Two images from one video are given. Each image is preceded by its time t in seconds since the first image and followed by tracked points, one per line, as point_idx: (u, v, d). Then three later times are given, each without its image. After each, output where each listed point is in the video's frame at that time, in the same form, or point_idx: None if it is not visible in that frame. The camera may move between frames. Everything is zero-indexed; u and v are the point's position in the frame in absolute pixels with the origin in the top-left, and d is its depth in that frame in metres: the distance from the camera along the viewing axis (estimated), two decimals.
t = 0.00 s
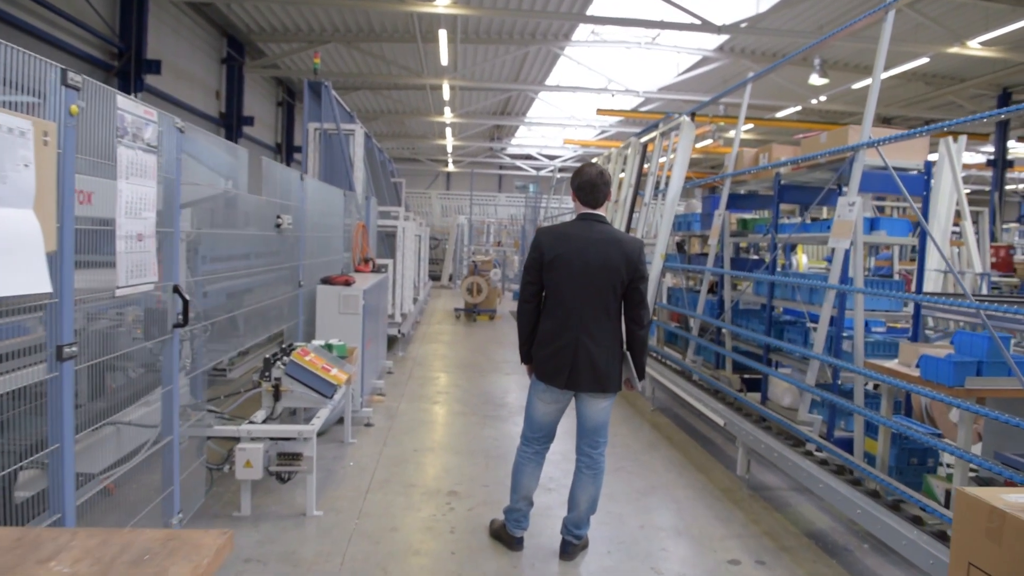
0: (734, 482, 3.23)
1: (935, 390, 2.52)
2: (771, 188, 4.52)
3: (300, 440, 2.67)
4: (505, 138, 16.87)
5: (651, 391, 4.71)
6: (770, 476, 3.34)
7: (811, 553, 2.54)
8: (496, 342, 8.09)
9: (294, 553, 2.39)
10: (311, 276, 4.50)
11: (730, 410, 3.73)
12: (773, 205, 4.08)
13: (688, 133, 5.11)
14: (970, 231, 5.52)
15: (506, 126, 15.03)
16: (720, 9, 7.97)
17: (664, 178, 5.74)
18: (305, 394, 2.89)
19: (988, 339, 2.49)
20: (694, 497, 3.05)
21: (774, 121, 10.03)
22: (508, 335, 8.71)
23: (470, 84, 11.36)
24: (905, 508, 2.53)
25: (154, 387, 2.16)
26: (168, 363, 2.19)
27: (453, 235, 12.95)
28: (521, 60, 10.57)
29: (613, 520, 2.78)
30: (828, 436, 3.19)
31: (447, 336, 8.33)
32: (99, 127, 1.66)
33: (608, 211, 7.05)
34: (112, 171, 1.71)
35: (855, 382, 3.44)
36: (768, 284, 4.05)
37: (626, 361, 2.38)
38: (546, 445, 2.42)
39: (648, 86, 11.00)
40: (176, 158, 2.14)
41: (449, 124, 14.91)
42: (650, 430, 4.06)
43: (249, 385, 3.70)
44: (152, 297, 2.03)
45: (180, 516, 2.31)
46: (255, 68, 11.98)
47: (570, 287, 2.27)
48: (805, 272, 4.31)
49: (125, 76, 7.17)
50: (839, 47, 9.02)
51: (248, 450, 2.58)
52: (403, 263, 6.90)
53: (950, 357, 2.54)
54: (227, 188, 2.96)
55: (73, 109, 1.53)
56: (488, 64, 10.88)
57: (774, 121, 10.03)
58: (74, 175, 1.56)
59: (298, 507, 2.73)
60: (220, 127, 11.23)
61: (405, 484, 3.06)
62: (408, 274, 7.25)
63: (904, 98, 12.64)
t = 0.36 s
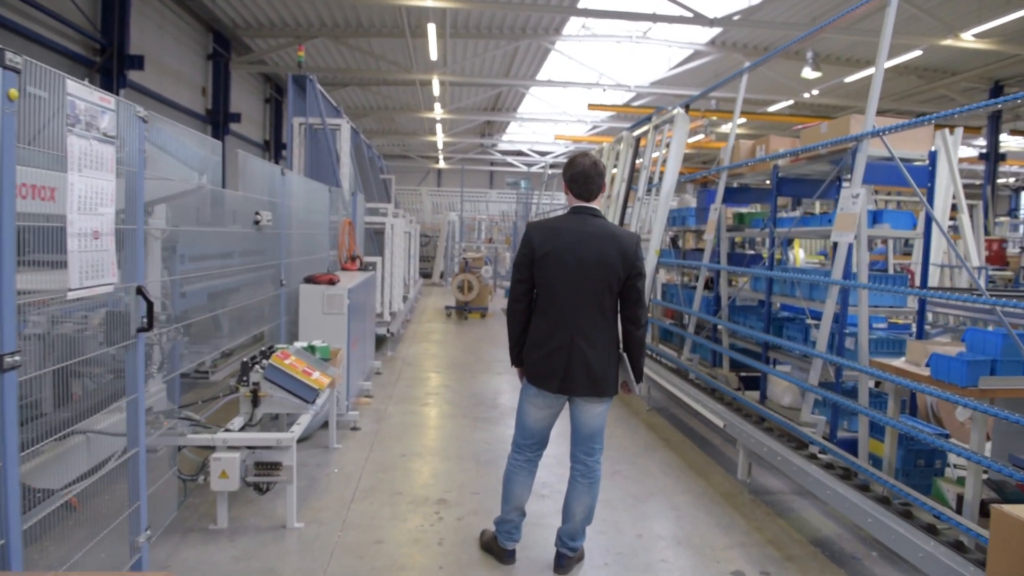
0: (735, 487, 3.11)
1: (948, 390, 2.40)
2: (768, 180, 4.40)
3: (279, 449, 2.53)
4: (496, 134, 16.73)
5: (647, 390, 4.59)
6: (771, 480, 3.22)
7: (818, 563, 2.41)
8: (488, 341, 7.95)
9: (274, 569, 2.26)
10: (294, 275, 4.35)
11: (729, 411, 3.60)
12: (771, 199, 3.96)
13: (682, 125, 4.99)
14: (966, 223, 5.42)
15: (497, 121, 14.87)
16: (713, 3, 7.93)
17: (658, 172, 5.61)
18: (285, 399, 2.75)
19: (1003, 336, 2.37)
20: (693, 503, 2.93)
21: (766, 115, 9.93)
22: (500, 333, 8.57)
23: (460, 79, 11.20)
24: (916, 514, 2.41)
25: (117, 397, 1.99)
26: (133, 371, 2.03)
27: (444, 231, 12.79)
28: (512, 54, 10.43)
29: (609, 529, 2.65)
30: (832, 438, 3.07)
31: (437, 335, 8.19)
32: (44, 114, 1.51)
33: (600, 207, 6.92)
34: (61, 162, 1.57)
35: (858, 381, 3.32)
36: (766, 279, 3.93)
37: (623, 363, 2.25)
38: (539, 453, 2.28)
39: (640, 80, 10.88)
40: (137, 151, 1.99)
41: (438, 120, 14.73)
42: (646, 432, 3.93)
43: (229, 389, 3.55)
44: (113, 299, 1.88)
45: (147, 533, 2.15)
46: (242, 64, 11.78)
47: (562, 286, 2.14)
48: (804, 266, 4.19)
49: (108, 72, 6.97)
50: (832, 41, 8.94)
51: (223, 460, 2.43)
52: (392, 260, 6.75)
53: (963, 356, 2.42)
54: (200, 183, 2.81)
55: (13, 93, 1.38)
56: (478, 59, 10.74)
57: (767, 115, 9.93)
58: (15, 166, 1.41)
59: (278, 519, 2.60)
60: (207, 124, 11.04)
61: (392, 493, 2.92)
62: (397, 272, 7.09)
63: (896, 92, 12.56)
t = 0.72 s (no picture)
0: (738, 498, 2.98)
1: (963, 399, 2.28)
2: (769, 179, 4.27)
3: (259, 462, 2.40)
4: (489, 134, 16.59)
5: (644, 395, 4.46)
6: (775, 490, 3.10)
7: None
8: (481, 344, 7.81)
9: None
10: (280, 277, 4.20)
11: (730, 417, 3.48)
12: (772, 198, 3.83)
13: (679, 123, 4.86)
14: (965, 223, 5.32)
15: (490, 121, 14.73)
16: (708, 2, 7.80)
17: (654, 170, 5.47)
18: (265, 408, 2.61)
19: (1021, 343, 2.25)
20: (695, 515, 2.80)
21: (763, 114, 9.83)
22: (493, 336, 8.42)
23: (453, 78, 11.06)
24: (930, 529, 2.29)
25: (77, 412, 1.85)
26: (95, 382, 1.88)
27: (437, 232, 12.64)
28: (506, 53, 10.30)
29: (608, 545, 2.52)
30: (838, 447, 2.95)
31: (430, 338, 8.05)
32: None
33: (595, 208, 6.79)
34: (10, 156, 1.44)
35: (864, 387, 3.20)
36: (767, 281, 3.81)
37: (622, 372, 2.13)
38: (533, 468, 2.15)
39: (635, 79, 10.76)
40: (100, 145, 1.85)
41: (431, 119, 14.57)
42: (644, 439, 3.80)
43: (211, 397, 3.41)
44: (74, 306, 1.75)
45: (114, 556, 2.02)
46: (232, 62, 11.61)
47: (558, 290, 2.01)
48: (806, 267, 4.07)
49: (94, 70, 6.74)
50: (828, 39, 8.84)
51: (198, 474, 2.30)
52: (383, 262, 6.61)
53: (978, 362, 2.30)
54: (177, 181, 2.67)
55: None
56: (471, 58, 10.61)
57: (763, 114, 9.83)
58: None
59: (258, 535, 2.46)
60: (196, 123, 10.86)
61: (380, 506, 2.79)
62: (389, 273, 6.94)
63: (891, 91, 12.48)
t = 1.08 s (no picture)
0: (743, 517, 2.86)
1: (983, 418, 2.16)
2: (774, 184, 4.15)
3: (239, 477, 2.27)
4: (487, 136, 16.47)
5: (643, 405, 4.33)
6: (781, 508, 2.97)
7: None
8: (476, 349, 7.67)
9: None
10: (268, 280, 4.07)
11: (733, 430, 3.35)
12: (778, 203, 3.71)
13: (681, 126, 4.73)
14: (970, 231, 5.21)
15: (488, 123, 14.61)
16: (709, 4, 7.72)
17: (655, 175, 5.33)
18: (248, 419, 2.48)
19: None
20: (699, 536, 2.67)
21: (763, 119, 9.74)
22: (489, 341, 8.29)
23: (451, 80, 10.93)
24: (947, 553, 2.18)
25: (40, 426, 1.72)
26: (60, 394, 1.75)
27: (433, 234, 12.52)
28: (504, 55, 10.18)
29: (607, 567, 2.39)
30: (847, 464, 2.82)
31: (425, 343, 7.91)
32: None
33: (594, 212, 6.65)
34: None
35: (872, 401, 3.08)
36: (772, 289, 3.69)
37: (625, 386, 2.00)
38: (529, 488, 2.02)
39: (635, 83, 10.65)
40: (68, 139, 1.72)
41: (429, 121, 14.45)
42: (645, 452, 3.68)
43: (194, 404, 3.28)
44: (36, 313, 1.62)
45: None
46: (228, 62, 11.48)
47: (558, 298, 1.89)
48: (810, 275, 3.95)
49: (86, 67, 6.55)
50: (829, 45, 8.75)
51: (174, 490, 2.17)
52: (377, 265, 6.47)
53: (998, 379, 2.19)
54: (159, 179, 2.54)
55: None
56: (470, 60, 10.48)
57: (763, 119, 9.73)
58: None
59: (238, 554, 2.33)
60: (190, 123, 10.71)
61: (367, 523, 2.66)
62: (383, 277, 6.81)
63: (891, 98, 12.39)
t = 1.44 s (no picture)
0: (751, 534, 2.74)
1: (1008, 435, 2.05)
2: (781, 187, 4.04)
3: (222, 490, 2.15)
4: (487, 138, 16.35)
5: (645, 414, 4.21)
6: (790, 525, 2.85)
7: None
8: (474, 353, 7.55)
9: None
10: (261, 282, 3.95)
11: (740, 442, 3.23)
12: (787, 206, 3.60)
13: (685, 128, 4.61)
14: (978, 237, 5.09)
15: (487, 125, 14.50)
16: (712, 6, 7.61)
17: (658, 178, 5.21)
18: (234, 430, 2.36)
19: None
20: (706, 554, 2.55)
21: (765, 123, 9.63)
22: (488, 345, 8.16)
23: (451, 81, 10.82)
24: None
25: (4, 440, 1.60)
26: (27, 406, 1.63)
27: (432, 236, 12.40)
28: (505, 56, 10.06)
29: None
30: (861, 479, 2.71)
31: (423, 347, 7.78)
32: None
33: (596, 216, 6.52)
34: None
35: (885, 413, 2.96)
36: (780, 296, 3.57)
37: (632, 400, 1.88)
38: (529, 506, 1.90)
39: (637, 86, 10.55)
40: (36, 132, 1.61)
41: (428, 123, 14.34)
42: (648, 463, 3.56)
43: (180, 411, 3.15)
44: None
45: None
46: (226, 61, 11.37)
47: (562, 305, 1.77)
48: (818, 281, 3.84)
49: (82, 64, 6.39)
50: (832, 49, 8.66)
51: (153, 505, 2.05)
52: (374, 268, 6.35)
53: None
54: (143, 177, 2.43)
55: None
56: (470, 60, 10.37)
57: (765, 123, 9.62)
58: None
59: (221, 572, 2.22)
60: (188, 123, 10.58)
61: (357, 539, 2.54)
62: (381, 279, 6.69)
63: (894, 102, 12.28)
